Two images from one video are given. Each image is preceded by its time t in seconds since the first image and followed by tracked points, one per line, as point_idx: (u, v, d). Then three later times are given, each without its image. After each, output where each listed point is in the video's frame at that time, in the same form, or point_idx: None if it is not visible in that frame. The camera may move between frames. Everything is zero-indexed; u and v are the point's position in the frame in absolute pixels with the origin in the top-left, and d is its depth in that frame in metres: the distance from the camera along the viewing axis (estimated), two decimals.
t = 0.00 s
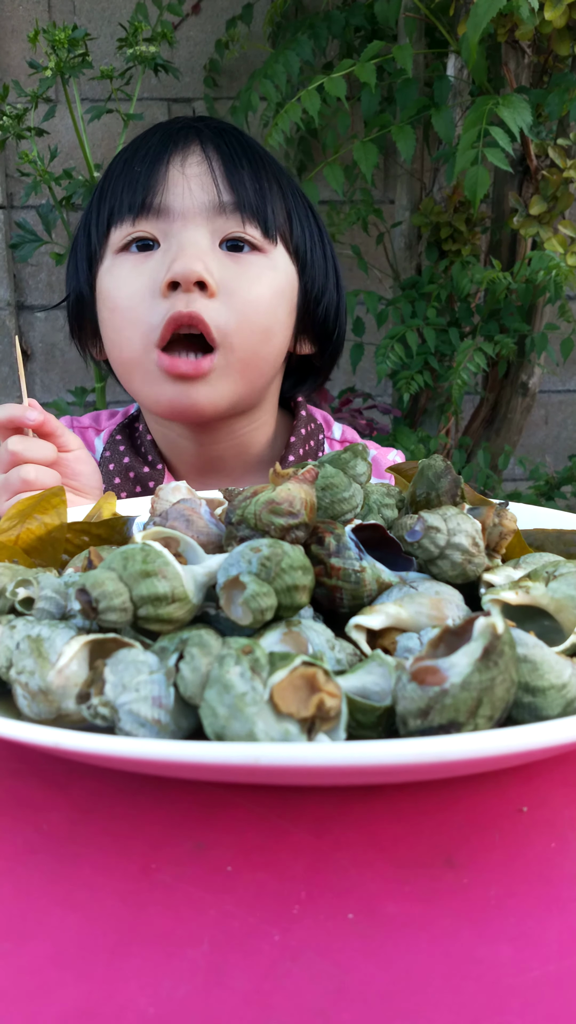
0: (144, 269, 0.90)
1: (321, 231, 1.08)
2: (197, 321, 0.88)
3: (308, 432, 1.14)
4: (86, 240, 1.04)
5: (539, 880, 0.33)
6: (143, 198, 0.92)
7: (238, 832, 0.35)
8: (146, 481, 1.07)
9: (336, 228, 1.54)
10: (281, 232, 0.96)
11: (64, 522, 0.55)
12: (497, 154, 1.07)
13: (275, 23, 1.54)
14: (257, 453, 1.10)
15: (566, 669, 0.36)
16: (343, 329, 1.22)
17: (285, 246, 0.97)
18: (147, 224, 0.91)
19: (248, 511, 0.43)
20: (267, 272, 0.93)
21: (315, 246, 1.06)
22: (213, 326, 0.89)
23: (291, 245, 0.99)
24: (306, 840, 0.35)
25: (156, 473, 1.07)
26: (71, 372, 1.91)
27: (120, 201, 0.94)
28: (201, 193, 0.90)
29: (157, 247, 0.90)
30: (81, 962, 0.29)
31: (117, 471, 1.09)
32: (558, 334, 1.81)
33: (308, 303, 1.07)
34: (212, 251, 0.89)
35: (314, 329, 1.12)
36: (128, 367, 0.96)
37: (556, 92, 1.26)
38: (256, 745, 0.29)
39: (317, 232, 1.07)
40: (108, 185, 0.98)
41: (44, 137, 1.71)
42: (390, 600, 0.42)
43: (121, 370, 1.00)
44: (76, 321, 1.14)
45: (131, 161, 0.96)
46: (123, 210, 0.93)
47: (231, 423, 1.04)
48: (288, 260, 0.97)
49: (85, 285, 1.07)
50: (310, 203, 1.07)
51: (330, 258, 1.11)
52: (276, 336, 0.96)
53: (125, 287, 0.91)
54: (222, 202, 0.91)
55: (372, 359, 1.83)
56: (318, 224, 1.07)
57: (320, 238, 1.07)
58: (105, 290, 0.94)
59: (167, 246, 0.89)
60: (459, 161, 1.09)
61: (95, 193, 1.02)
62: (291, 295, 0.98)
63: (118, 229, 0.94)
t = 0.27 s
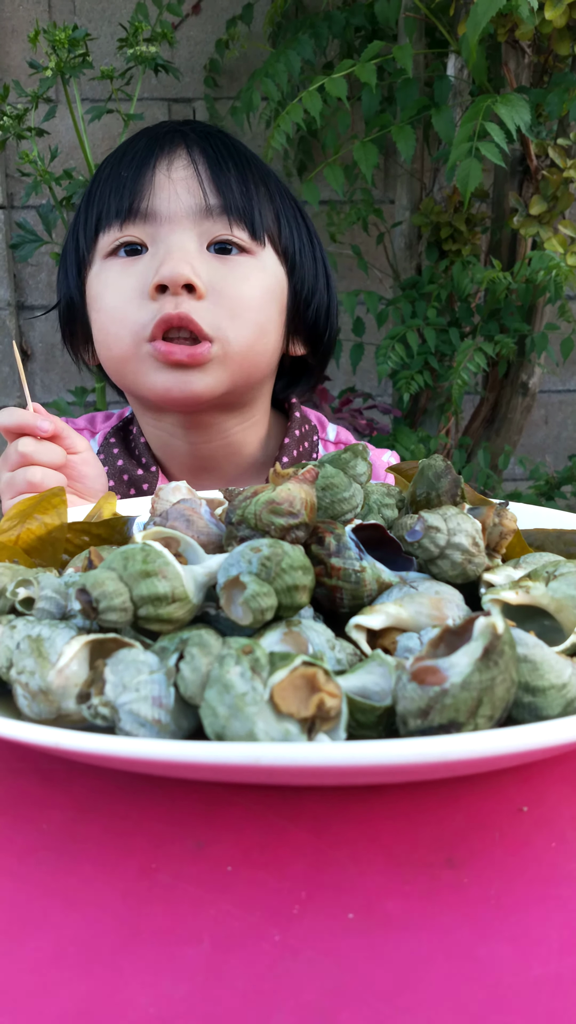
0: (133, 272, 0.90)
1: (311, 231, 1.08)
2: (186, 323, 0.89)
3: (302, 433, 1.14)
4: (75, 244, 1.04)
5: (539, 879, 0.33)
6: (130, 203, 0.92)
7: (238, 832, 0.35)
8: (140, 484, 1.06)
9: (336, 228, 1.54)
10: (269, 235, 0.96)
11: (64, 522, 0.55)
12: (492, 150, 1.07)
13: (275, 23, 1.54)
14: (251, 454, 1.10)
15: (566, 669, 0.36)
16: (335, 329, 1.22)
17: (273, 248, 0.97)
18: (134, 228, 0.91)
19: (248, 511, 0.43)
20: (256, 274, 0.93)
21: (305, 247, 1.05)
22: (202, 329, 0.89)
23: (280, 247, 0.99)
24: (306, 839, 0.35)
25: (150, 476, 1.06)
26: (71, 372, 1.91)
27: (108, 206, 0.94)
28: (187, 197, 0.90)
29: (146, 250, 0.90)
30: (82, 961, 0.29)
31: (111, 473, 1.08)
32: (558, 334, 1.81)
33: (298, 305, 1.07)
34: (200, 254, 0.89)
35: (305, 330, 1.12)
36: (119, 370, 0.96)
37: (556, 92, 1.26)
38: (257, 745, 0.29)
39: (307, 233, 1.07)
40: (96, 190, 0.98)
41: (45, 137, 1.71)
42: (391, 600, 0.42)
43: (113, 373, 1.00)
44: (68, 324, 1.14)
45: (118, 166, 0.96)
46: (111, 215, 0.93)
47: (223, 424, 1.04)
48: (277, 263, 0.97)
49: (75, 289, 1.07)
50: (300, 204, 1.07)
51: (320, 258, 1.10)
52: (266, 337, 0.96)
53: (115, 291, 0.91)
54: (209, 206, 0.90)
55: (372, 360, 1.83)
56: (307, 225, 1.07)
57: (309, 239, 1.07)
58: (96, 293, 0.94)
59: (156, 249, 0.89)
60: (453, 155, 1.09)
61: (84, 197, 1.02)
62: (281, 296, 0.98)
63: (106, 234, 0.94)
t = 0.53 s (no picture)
0: (126, 278, 0.90)
1: (305, 231, 1.08)
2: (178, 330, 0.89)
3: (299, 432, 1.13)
4: (71, 249, 1.04)
5: (538, 880, 0.33)
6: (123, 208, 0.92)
7: (238, 833, 0.35)
8: (139, 484, 1.06)
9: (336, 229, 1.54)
10: (262, 236, 0.96)
11: (64, 522, 0.55)
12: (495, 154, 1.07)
13: (275, 24, 1.54)
14: (248, 453, 1.11)
15: (566, 670, 0.36)
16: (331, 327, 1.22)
17: (267, 250, 0.97)
18: (127, 233, 0.91)
19: (247, 512, 0.43)
20: (249, 276, 0.93)
21: (299, 247, 1.05)
22: (193, 335, 0.90)
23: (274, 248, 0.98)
24: (306, 840, 0.35)
25: (149, 477, 1.06)
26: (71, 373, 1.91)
27: (102, 211, 0.94)
28: (180, 201, 0.90)
29: (139, 255, 0.91)
30: (81, 962, 0.29)
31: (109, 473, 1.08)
32: (558, 334, 1.82)
33: (293, 305, 1.07)
34: (192, 259, 0.89)
35: (300, 329, 1.12)
36: (114, 374, 0.97)
37: (556, 92, 1.26)
38: (256, 745, 0.29)
39: (301, 233, 1.06)
40: (90, 196, 0.98)
41: (45, 139, 1.72)
42: (390, 600, 0.42)
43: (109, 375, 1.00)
44: (65, 328, 1.14)
45: (112, 171, 0.96)
46: (105, 220, 0.93)
47: (219, 425, 1.04)
48: (271, 264, 0.97)
49: (72, 293, 1.07)
50: (294, 204, 1.07)
51: (314, 258, 1.10)
52: (260, 339, 0.96)
53: (108, 296, 0.92)
54: (201, 209, 0.90)
55: (372, 360, 1.83)
56: (301, 225, 1.07)
57: (304, 239, 1.07)
58: (90, 298, 0.95)
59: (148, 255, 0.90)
60: (457, 161, 1.09)
61: (79, 202, 1.03)
62: (275, 297, 0.98)
63: (101, 239, 0.94)
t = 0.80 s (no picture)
0: (123, 269, 0.90)
1: (303, 227, 1.08)
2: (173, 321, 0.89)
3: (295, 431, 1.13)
4: (70, 245, 1.05)
5: (538, 879, 0.33)
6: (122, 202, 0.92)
7: (237, 832, 0.35)
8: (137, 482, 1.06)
9: (335, 227, 1.54)
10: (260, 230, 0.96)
11: (63, 521, 0.55)
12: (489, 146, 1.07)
13: (275, 22, 1.54)
14: (246, 448, 1.10)
15: (565, 669, 0.36)
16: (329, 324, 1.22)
17: (265, 243, 0.97)
18: (126, 226, 0.91)
19: (247, 511, 0.43)
20: (246, 268, 0.93)
21: (297, 242, 1.05)
22: (189, 326, 0.89)
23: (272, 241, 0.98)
24: (306, 839, 0.35)
25: (147, 473, 1.06)
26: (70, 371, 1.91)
27: (101, 205, 0.94)
28: (178, 193, 0.90)
29: (136, 247, 0.91)
30: (80, 961, 0.29)
31: (107, 469, 1.08)
32: (557, 333, 1.82)
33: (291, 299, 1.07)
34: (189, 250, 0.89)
35: (298, 325, 1.12)
36: (111, 367, 0.97)
37: (555, 91, 1.26)
38: (256, 744, 0.29)
39: (299, 228, 1.06)
40: (89, 191, 0.98)
41: (43, 136, 1.71)
42: (389, 599, 0.42)
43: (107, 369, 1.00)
44: (65, 326, 1.14)
45: (111, 166, 0.97)
46: (104, 215, 0.93)
47: (217, 419, 1.04)
48: (269, 257, 0.97)
49: (72, 290, 1.07)
50: (291, 200, 1.07)
51: (313, 254, 1.10)
52: (258, 331, 0.96)
53: (105, 288, 0.91)
54: (199, 201, 0.90)
55: (371, 359, 1.83)
56: (299, 221, 1.07)
57: (301, 235, 1.07)
58: (88, 290, 0.95)
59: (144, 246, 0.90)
60: (451, 153, 1.09)
61: (78, 199, 1.03)
62: (273, 290, 0.98)
63: (100, 233, 0.94)
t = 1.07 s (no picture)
0: (131, 271, 0.90)
1: (306, 223, 1.08)
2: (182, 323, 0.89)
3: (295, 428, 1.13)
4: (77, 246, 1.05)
5: (539, 880, 0.33)
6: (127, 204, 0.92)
7: (238, 834, 0.35)
8: (141, 475, 1.06)
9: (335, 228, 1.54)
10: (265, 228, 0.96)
11: (63, 522, 0.55)
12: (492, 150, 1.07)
13: (275, 24, 1.54)
14: (251, 445, 1.11)
15: (565, 670, 0.36)
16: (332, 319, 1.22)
17: (269, 241, 0.97)
18: (132, 228, 0.91)
19: (247, 512, 0.43)
20: (252, 269, 0.93)
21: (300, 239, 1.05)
22: (197, 326, 0.90)
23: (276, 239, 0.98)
24: (306, 841, 0.35)
25: (150, 467, 1.07)
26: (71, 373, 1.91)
27: (107, 207, 0.94)
28: (184, 195, 0.90)
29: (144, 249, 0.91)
30: (80, 962, 0.29)
31: (112, 463, 1.08)
32: (557, 335, 1.82)
33: (295, 295, 1.07)
34: (197, 252, 0.89)
35: (302, 319, 1.12)
36: (120, 365, 0.97)
37: (555, 93, 1.26)
38: (256, 745, 0.29)
39: (303, 225, 1.06)
40: (94, 192, 0.98)
41: (44, 138, 1.72)
42: (390, 600, 0.42)
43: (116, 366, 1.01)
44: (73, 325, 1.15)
45: (116, 167, 0.96)
46: (110, 216, 0.93)
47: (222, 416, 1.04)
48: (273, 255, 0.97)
49: (79, 290, 1.07)
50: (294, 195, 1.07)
51: (315, 249, 1.10)
52: (264, 329, 0.96)
53: (113, 289, 0.92)
54: (205, 202, 0.90)
55: (371, 360, 1.83)
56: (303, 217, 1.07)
57: (305, 231, 1.07)
58: (97, 290, 0.95)
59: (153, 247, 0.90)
60: (453, 158, 1.09)
61: (84, 199, 1.03)
62: (279, 290, 0.98)
63: (106, 235, 0.94)
